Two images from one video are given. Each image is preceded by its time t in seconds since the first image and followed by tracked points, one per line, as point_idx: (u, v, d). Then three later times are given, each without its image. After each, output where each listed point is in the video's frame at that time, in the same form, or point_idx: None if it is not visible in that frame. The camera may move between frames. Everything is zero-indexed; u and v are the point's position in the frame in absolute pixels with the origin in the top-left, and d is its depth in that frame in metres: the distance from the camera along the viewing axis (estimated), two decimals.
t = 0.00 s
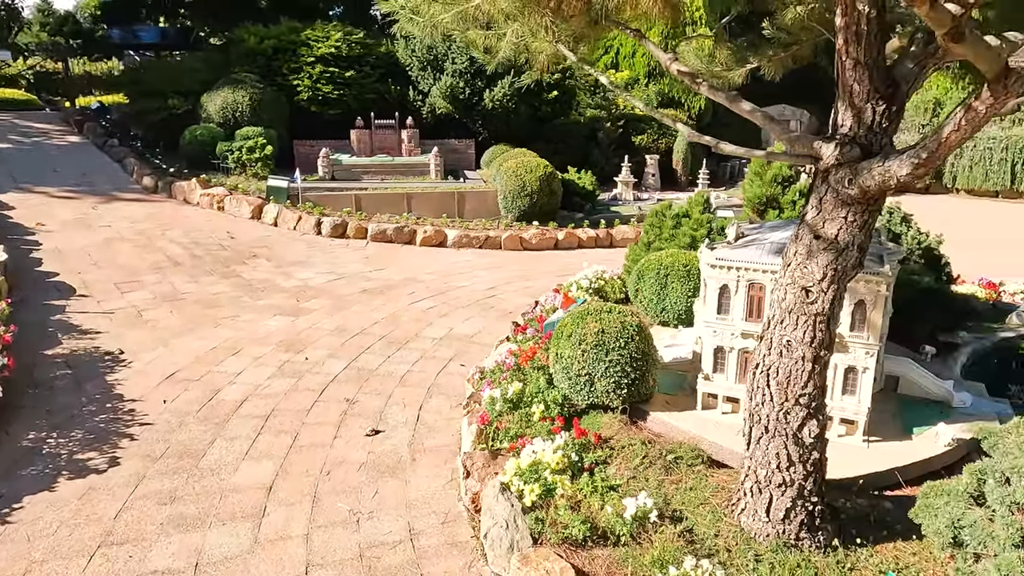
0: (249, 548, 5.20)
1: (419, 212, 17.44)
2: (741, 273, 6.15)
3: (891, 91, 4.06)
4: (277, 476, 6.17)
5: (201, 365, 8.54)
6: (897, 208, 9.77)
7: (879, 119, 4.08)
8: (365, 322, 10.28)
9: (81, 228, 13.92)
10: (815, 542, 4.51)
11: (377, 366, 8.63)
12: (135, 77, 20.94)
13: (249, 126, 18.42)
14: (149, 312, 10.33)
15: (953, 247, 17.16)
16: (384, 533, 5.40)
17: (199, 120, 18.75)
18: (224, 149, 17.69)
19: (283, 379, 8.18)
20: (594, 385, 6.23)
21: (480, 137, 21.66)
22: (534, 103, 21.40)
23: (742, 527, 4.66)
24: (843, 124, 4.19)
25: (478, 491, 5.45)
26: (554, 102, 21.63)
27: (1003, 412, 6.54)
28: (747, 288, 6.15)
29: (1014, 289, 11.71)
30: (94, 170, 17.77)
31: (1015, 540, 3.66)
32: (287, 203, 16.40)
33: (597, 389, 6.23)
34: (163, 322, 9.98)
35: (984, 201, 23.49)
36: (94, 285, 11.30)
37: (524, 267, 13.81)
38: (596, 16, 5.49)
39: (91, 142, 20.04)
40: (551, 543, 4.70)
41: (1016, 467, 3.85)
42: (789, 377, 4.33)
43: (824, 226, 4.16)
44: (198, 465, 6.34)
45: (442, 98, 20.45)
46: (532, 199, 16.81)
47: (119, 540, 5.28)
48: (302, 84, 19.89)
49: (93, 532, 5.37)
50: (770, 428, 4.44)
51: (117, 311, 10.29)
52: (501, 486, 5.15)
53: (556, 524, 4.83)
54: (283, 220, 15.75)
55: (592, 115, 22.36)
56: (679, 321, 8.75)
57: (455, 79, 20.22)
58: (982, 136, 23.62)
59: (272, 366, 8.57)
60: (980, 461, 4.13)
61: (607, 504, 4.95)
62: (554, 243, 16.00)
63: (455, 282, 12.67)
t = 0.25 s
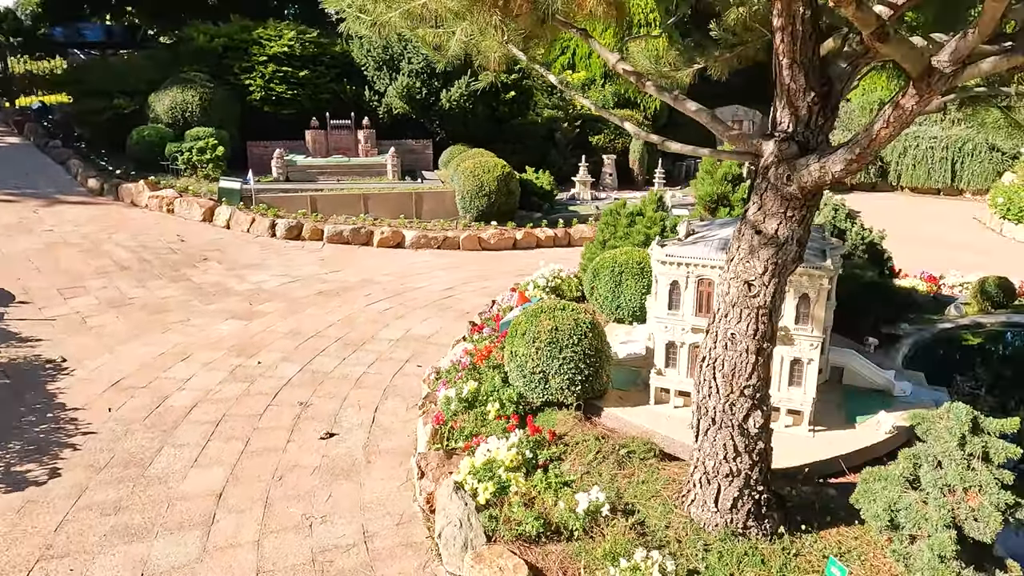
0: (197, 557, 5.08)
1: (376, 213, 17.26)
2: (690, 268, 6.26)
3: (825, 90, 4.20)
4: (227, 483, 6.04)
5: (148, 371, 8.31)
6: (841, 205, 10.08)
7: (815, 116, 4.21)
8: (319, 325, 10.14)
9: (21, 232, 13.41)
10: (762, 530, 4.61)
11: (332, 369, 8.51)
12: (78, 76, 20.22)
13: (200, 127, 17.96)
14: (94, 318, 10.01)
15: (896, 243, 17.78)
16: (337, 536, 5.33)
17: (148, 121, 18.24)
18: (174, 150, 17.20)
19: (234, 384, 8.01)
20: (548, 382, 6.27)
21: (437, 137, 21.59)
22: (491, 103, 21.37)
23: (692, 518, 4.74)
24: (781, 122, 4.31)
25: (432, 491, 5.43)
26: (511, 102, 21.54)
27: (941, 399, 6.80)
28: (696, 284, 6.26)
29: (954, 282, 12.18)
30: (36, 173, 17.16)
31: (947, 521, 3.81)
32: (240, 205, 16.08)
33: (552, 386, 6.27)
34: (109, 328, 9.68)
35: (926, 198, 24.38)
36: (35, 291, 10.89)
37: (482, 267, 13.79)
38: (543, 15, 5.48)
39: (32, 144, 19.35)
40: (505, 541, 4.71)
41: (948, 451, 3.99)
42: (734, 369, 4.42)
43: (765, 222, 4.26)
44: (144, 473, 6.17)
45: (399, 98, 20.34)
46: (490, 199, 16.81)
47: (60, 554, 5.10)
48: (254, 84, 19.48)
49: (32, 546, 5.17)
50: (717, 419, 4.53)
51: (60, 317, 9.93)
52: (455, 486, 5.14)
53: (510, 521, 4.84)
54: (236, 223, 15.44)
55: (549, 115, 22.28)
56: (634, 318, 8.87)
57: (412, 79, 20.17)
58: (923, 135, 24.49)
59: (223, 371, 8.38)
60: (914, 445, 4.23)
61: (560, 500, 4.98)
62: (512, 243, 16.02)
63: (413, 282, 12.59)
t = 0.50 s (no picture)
0: (146, 568, 4.95)
1: (336, 215, 17.04)
2: (645, 266, 6.34)
3: (768, 90, 4.30)
4: (179, 491, 5.90)
5: (97, 379, 8.06)
6: (793, 202, 10.35)
7: (758, 115, 4.31)
8: (276, 328, 9.98)
9: None
10: (715, 522, 4.70)
11: (289, 373, 8.38)
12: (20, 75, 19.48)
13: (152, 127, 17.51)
14: (40, 325, 9.67)
15: (848, 239, 18.29)
16: (293, 542, 5.25)
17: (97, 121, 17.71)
18: (124, 151, 16.69)
19: (188, 391, 7.83)
20: (506, 382, 6.28)
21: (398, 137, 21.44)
22: (451, 103, 21.35)
23: (647, 512, 4.81)
24: (727, 121, 4.40)
25: (389, 494, 5.39)
26: (472, 102, 21.50)
27: (883, 387, 7.14)
28: (651, 281, 6.34)
29: (901, 276, 12.58)
30: None
31: (887, 507, 3.95)
32: (195, 207, 15.68)
33: (510, 386, 6.29)
34: (55, 335, 9.36)
35: (877, 195, 25.13)
36: None
37: (443, 268, 13.74)
38: (496, 14, 5.35)
39: None
40: (462, 541, 4.70)
41: (888, 439, 4.13)
42: (685, 364, 4.49)
43: (712, 219, 4.34)
44: (91, 484, 5.98)
45: (358, 98, 20.12)
46: (451, 199, 16.77)
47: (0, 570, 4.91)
48: (208, 83, 19.03)
49: None
50: (669, 414, 4.59)
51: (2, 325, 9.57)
52: (412, 487, 5.12)
53: (467, 521, 4.83)
54: (190, 225, 15.07)
55: (510, 116, 22.20)
56: (592, 316, 8.96)
57: (370, 79, 19.93)
58: (873, 134, 25.23)
59: (176, 377, 8.18)
60: (857, 434, 4.35)
61: (517, 498, 5.00)
62: (474, 243, 15.98)
63: (373, 284, 12.49)
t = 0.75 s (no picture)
0: None
1: (298, 217, 16.80)
2: (604, 265, 6.40)
3: (717, 90, 4.37)
4: (132, 501, 5.76)
5: (46, 388, 7.82)
6: (751, 201, 10.52)
7: (709, 115, 4.38)
8: (236, 333, 9.81)
9: None
10: (672, 517, 4.76)
11: (249, 378, 8.24)
12: None
13: (106, 129, 17.08)
14: None
15: (807, 237, 18.68)
16: (250, 550, 5.17)
17: (48, 122, 17.20)
18: (76, 153, 16.19)
19: (142, 398, 7.64)
20: (467, 382, 6.28)
21: (361, 138, 21.28)
22: (415, 103, 21.18)
23: (605, 509, 4.86)
24: (678, 121, 4.45)
25: (349, 498, 5.34)
26: (437, 102, 21.33)
27: (836, 380, 7.33)
28: (610, 280, 6.39)
29: (857, 272, 12.89)
30: None
31: (836, 497, 4.04)
32: (152, 211, 15.32)
33: (471, 386, 6.29)
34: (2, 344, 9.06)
35: (835, 193, 25.72)
36: None
37: (408, 270, 13.66)
38: (449, 14, 5.27)
39: None
40: (422, 543, 4.68)
41: (836, 431, 4.23)
42: (641, 362, 4.54)
43: (664, 219, 4.40)
44: (39, 497, 5.80)
45: (319, 99, 19.85)
46: (415, 200, 16.67)
47: None
48: (165, 84, 18.57)
49: None
50: (626, 411, 4.64)
51: None
52: (371, 490, 5.08)
53: (426, 523, 4.81)
54: (146, 229, 14.73)
55: (474, 116, 22.05)
56: (556, 315, 9.01)
57: (332, 80, 19.57)
58: (831, 134, 25.81)
59: (130, 384, 7.98)
60: (808, 427, 4.45)
61: (477, 498, 4.99)
62: (439, 244, 15.91)
63: (335, 287, 12.36)
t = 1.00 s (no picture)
0: None
1: (264, 220, 16.59)
2: (567, 265, 6.43)
3: (672, 91, 4.40)
4: (87, 512, 5.62)
5: None
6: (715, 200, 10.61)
7: (664, 116, 4.41)
8: (198, 338, 9.63)
9: None
10: (634, 515, 4.79)
11: (210, 384, 8.09)
12: None
13: (64, 131, 16.68)
14: None
15: (773, 236, 18.96)
16: (209, 559, 5.08)
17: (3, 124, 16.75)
18: (33, 156, 15.85)
19: (99, 407, 7.46)
20: (432, 385, 6.25)
21: (329, 139, 21.09)
22: (384, 105, 21.11)
23: (568, 509, 4.87)
24: (634, 122, 4.48)
25: (310, 504, 5.27)
26: (406, 104, 21.29)
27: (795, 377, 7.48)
28: (573, 280, 6.43)
29: (820, 270, 13.11)
30: None
31: (791, 493, 4.10)
32: (113, 215, 14.96)
33: (435, 389, 6.25)
34: None
35: (800, 193, 26.17)
36: None
37: (376, 272, 13.54)
38: (406, 15, 5.19)
39: None
40: (383, 548, 4.64)
41: (791, 427, 4.29)
42: (600, 361, 4.56)
43: (621, 219, 4.42)
44: None
45: (286, 100, 19.62)
46: (384, 202, 16.55)
47: None
48: (126, 85, 18.19)
49: None
50: (586, 411, 4.66)
51: None
52: (332, 495, 5.02)
53: (387, 528, 4.77)
54: (107, 233, 14.40)
55: (444, 118, 22.05)
56: (523, 316, 9.02)
57: (298, 81, 19.38)
58: (796, 134, 26.25)
59: (87, 393, 7.78)
60: (764, 424, 4.50)
61: (440, 501, 4.97)
62: (408, 246, 15.79)
63: (302, 290, 12.20)
